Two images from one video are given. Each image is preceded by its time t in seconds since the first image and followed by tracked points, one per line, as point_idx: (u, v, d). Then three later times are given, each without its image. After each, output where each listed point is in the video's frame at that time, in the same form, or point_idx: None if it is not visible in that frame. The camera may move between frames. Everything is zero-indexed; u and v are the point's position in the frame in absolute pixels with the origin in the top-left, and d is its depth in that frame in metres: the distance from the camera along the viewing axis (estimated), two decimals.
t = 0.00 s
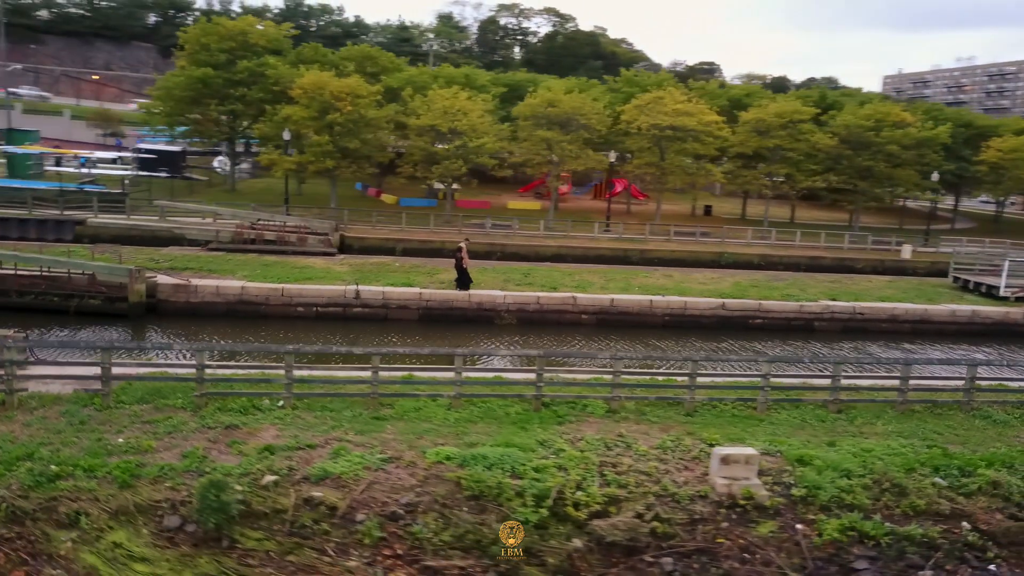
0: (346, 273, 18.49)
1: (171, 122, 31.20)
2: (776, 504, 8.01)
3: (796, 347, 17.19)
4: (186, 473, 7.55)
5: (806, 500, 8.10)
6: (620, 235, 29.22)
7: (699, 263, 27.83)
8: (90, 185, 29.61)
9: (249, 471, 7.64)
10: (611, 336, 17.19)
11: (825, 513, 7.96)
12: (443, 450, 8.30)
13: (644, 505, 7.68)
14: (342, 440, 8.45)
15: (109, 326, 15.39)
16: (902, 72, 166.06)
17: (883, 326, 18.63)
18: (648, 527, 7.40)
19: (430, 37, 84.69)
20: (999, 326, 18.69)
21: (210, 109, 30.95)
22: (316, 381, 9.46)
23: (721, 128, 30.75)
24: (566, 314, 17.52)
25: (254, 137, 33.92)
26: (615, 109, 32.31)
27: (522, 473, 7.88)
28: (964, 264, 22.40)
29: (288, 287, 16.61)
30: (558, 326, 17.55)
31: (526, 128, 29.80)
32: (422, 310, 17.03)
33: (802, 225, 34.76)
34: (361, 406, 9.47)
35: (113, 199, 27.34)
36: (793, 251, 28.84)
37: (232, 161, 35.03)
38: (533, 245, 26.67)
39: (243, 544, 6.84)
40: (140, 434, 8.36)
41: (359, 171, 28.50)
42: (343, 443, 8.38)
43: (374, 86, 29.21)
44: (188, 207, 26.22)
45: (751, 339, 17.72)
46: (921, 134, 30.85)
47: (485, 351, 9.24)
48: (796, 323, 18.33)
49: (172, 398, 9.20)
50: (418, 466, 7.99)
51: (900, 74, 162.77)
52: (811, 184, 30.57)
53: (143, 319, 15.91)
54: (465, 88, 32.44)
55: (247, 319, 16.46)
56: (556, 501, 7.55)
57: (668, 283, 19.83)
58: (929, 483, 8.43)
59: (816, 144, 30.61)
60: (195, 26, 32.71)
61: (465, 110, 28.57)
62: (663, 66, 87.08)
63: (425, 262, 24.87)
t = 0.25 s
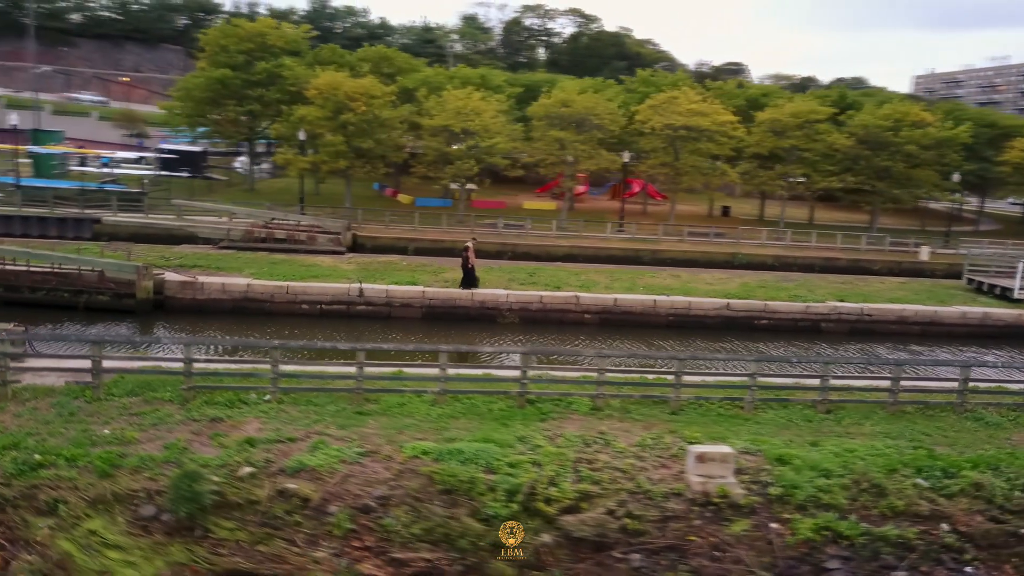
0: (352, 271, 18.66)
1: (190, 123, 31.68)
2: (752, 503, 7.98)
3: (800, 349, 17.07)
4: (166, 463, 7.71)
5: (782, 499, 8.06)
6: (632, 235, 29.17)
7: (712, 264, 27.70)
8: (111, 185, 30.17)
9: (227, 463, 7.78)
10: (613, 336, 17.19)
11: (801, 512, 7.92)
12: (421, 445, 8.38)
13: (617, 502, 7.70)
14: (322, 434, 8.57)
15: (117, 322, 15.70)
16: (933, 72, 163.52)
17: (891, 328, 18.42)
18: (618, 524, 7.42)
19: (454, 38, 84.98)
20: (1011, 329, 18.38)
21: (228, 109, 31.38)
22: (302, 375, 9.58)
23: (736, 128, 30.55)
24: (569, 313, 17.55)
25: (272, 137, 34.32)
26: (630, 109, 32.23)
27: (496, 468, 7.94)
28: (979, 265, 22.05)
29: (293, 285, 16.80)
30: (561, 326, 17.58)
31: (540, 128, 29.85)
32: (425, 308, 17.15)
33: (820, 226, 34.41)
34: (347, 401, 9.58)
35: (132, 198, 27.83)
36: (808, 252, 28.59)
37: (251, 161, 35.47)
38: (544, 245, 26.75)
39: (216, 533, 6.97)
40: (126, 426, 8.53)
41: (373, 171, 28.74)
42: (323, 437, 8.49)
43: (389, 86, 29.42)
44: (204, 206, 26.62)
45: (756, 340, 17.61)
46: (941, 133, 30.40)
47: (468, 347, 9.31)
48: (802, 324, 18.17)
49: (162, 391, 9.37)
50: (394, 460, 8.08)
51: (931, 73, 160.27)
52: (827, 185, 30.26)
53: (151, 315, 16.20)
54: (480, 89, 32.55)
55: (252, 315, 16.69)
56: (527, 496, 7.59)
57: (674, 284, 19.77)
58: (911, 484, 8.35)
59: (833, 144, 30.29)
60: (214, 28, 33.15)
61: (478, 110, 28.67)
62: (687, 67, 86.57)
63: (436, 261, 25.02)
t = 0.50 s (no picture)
0: (357, 269, 18.83)
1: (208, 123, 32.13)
2: (727, 501, 7.96)
3: (804, 351, 16.94)
4: (146, 454, 7.87)
5: (758, 498, 8.03)
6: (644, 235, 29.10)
7: (724, 265, 27.55)
8: (131, 185, 30.65)
9: (206, 455, 7.92)
10: (615, 335, 17.18)
11: (776, 511, 7.89)
12: (399, 440, 8.46)
13: (589, 498, 7.73)
14: (303, 428, 8.68)
15: (124, 318, 15.99)
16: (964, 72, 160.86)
17: (898, 330, 18.22)
18: (588, 520, 7.45)
19: (477, 40, 85.19)
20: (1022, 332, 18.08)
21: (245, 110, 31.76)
22: (289, 370, 9.72)
23: (751, 128, 30.35)
24: (571, 312, 17.57)
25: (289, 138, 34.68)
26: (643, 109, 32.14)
27: (471, 463, 8.00)
28: (994, 267, 21.71)
29: (297, 283, 16.99)
30: (564, 325, 17.60)
31: (552, 128, 29.88)
32: (428, 307, 17.27)
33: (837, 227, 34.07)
34: (332, 396, 9.69)
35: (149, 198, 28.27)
36: (823, 253, 28.35)
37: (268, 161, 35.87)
38: (555, 245, 26.82)
39: (190, 523, 7.11)
40: (113, 419, 8.72)
41: (386, 171, 28.95)
42: (303, 430, 8.60)
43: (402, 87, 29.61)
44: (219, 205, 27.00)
45: (760, 340, 17.50)
46: (960, 133, 29.95)
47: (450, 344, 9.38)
48: (807, 325, 18.03)
49: (152, 384, 9.56)
50: (371, 454, 8.17)
51: (963, 73, 157.70)
52: (843, 185, 29.96)
53: (157, 311, 16.48)
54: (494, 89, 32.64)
55: (257, 313, 16.90)
56: (499, 491, 7.64)
57: (680, 284, 19.70)
58: (890, 485, 8.28)
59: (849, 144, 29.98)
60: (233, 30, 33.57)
61: (491, 110, 28.76)
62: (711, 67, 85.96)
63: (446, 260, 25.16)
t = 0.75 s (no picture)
0: (360, 268, 18.97)
1: (223, 124, 32.52)
2: (698, 500, 7.95)
3: (805, 352, 16.82)
4: (124, 446, 8.01)
5: (730, 496, 8.02)
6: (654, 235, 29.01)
7: (734, 265, 27.37)
8: (147, 185, 30.99)
9: (183, 447, 8.06)
10: (614, 335, 17.18)
11: (747, 509, 7.87)
12: (375, 435, 8.55)
13: (558, 494, 7.76)
14: (282, 422, 8.79)
15: (128, 314, 16.28)
16: (993, 72, 158.37)
17: (902, 331, 18.03)
18: (555, 515, 7.48)
19: (498, 40, 85.33)
20: None
21: (259, 111, 32.11)
22: (272, 366, 9.85)
23: (762, 127, 30.15)
24: (570, 311, 17.57)
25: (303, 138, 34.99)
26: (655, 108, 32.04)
27: (442, 459, 8.06)
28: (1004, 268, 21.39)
29: (298, 281, 17.18)
30: (563, 324, 17.61)
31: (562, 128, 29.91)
32: (427, 305, 17.37)
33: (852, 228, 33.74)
34: (316, 392, 9.81)
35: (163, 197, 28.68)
36: (835, 254, 28.09)
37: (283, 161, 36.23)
38: (563, 244, 26.83)
39: (162, 514, 7.24)
40: (97, 411, 8.89)
41: (397, 171, 29.13)
42: (281, 425, 8.72)
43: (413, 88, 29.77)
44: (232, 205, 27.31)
45: (760, 341, 17.40)
46: (976, 133, 29.52)
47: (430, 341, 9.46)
48: (810, 326, 17.89)
49: (139, 378, 9.74)
50: (345, 448, 8.26)
51: (993, 73, 155.46)
52: (856, 185, 29.67)
53: (161, 308, 16.76)
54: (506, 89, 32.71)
55: (259, 310, 17.11)
56: (468, 486, 7.70)
57: (683, 284, 19.63)
58: (866, 485, 8.23)
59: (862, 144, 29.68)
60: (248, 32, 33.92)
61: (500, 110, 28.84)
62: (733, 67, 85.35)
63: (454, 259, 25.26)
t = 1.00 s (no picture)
0: (361, 266, 19.11)
1: (235, 125, 32.87)
2: (666, 497, 7.96)
3: (803, 352, 16.70)
4: (101, 438, 8.16)
5: (699, 494, 8.02)
6: (662, 235, 28.93)
7: (741, 266, 27.22)
8: (160, 185, 31.37)
9: (158, 440, 8.20)
10: (611, 334, 17.17)
11: (715, 507, 7.87)
12: (349, 430, 8.64)
13: (525, 490, 7.81)
14: (259, 417, 8.91)
15: (130, 311, 16.53)
16: (1021, 72, 155.92)
17: (904, 332, 17.85)
18: (520, 510, 7.53)
19: (516, 41, 85.33)
20: None
21: (271, 112, 32.42)
22: (255, 361, 9.99)
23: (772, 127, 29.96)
24: (568, 310, 17.57)
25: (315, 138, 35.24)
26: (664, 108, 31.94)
27: (413, 453, 8.14)
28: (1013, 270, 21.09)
29: (298, 279, 17.34)
30: (561, 323, 17.62)
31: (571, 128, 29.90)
32: (425, 304, 17.45)
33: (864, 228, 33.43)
34: (297, 387, 9.93)
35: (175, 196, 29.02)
36: (844, 255, 27.86)
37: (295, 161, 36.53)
38: (569, 244, 26.86)
39: (132, 505, 7.38)
40: (80, 404, 9.06)
41: (405, 171, 29.27)
42: (258, 419, 8.83)
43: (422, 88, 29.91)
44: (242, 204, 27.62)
45: (759, 341, 17.30)
46: (991, 133, 29.12)
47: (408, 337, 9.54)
48: (809, 326, 17.76)
49: (126, 372, 9.92)
50: (318, 442, 8.36)
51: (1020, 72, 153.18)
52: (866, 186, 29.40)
53: (162, 305, 17.00)
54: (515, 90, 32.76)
55: (259, 308, 17.30)
56: (435, 480, 7.77)
57: (683, 284, 19.57)
58: (837, 484, 8.19)
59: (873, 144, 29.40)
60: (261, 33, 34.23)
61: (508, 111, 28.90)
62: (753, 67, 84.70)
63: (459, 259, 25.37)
